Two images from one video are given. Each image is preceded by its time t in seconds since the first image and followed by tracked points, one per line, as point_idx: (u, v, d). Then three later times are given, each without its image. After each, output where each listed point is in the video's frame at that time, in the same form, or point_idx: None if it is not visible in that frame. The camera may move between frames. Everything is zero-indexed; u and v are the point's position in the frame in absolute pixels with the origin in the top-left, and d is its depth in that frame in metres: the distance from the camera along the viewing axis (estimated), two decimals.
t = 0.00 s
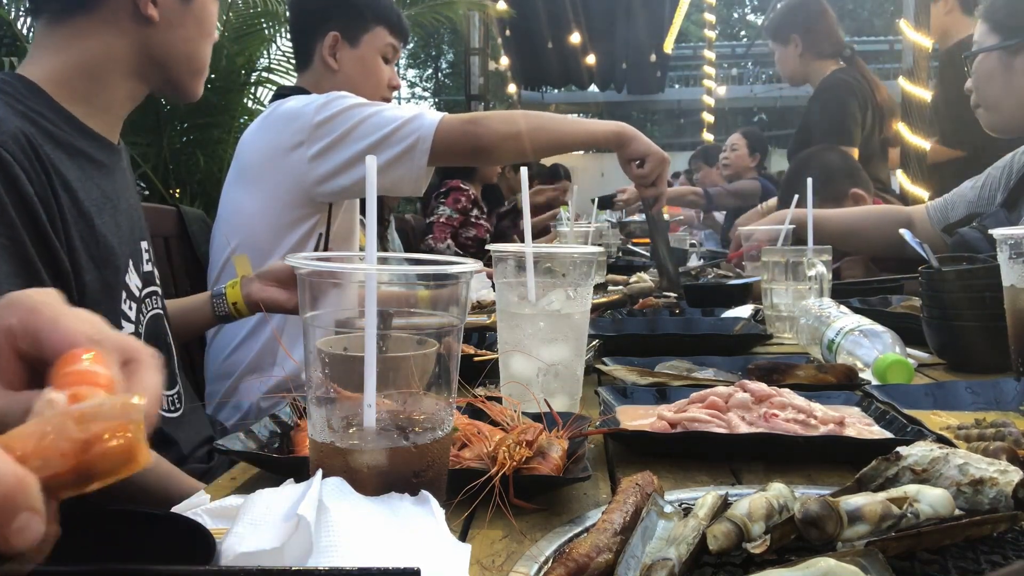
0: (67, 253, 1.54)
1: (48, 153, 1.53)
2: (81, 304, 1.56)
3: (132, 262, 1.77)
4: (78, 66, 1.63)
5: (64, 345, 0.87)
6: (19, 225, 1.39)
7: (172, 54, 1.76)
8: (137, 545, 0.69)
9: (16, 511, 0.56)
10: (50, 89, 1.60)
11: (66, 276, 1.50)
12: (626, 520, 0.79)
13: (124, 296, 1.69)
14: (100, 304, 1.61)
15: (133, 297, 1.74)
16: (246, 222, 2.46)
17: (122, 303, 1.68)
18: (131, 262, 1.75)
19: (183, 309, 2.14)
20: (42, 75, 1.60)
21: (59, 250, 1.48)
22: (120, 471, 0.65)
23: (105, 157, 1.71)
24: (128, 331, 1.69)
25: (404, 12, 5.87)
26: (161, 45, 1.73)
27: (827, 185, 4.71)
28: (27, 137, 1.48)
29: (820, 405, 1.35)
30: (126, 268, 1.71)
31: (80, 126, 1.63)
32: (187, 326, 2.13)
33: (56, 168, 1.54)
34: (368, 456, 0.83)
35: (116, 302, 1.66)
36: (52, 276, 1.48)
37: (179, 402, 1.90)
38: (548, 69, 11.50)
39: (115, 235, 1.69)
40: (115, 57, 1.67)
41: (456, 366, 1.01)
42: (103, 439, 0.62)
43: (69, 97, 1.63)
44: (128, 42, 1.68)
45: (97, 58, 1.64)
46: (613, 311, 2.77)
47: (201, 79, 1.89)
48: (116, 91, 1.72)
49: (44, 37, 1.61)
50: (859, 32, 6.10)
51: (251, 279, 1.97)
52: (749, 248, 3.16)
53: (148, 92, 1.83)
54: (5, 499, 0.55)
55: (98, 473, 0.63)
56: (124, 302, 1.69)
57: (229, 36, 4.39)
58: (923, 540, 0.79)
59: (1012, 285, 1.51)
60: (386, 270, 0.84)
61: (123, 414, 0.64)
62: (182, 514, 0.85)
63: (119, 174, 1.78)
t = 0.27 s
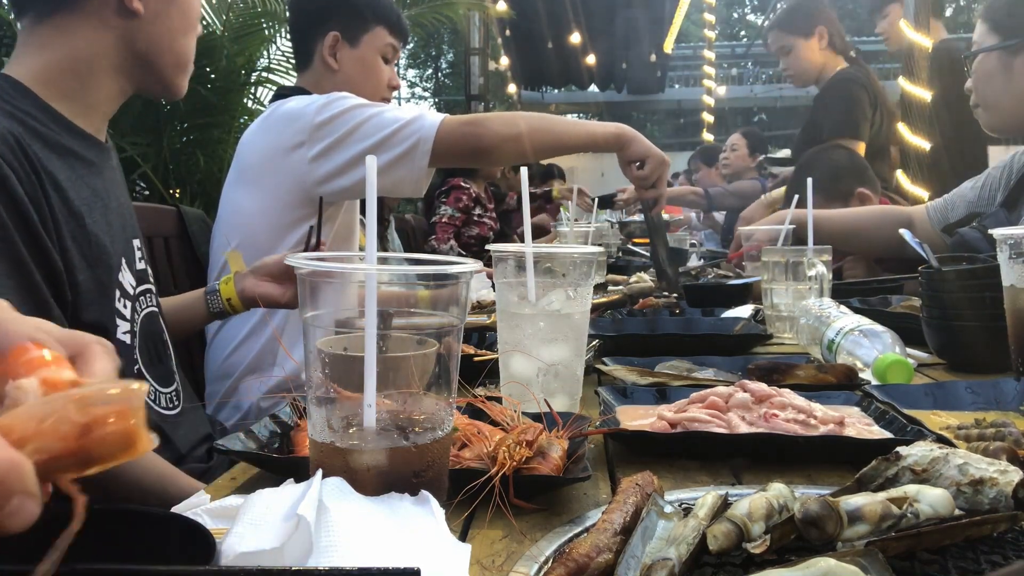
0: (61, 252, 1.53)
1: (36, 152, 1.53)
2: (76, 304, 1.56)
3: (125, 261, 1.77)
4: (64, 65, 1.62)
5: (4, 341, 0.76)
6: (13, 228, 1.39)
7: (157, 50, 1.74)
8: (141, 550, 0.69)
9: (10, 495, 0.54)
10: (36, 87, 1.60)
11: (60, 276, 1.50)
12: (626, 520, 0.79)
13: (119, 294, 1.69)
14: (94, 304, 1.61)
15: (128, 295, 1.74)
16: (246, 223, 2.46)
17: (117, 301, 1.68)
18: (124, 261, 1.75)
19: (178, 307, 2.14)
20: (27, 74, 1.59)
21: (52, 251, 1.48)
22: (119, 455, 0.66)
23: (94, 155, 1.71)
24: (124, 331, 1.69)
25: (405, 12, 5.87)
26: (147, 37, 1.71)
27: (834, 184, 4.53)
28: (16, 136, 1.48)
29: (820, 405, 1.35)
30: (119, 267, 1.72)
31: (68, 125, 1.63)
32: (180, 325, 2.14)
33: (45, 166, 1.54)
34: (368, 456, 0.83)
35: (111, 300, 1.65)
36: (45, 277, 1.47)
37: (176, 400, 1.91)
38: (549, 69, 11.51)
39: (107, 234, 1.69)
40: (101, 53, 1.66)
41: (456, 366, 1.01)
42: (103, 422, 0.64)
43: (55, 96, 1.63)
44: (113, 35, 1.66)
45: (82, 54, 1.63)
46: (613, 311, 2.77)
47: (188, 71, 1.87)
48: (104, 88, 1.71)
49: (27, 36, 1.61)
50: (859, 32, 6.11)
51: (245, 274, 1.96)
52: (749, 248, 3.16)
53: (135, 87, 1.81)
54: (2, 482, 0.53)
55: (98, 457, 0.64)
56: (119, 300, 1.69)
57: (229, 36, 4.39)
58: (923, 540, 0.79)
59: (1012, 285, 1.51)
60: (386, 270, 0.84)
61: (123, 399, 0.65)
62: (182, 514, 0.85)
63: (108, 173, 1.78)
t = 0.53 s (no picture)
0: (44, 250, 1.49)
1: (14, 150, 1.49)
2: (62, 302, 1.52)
3: (111, 258, 1.71)
4: (38, 63, 1.58)
5: None
6: None
7: (131, 43, 1.69)
8: (145, 550, 0.69)
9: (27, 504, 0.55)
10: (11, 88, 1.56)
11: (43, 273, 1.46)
12: (626, 520, 0.79)
13: (107, 292, 1.64)
14: (82, 304, 1.57)
15: (116, 294, 1.69)
16: (246, 222, 2.46)
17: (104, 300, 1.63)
18: (110, 258, 1.70)
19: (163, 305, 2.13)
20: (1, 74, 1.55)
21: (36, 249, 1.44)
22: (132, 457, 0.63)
23: (73, 153, 1.66)
24: (114, 328, 1.66)
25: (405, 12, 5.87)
26: (122, 32, 1.66)
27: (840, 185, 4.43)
28: None
29: (820, 405, 1.35)
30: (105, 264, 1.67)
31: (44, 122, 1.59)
32: (169, 326, 2.12)
33: (23, 165, 1.50)
34: (368, 456, 0.83)
35: (99, 300, 1.61)
36: (31, 276, 1.44)
37: (170, 396, 1.90)
38: (548, 69, 11.52)
39: (91, 230, 1.64)
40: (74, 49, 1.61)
41: (456, 366, 1.01)
42: (115, 427, 0.60)
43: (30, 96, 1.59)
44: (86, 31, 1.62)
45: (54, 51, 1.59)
46: (613, 312, 2.77)
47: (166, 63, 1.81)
48: (79, 84, 1.67)
49: None
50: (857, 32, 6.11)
51: (228, 270, 2.03)
52: (749, 248, 3.16)
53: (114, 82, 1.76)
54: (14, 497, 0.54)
55: (108, 461, 0.62)
56: (106, 299, 1.64)
57: (229, 36, 4.38)
58: (923, 540, 0.79)
59: (1012, 285, 1.51)
60: (386, 270, 0.83)
61: (139, 403, 0.61)
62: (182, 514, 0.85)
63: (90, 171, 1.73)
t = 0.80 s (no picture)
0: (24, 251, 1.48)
1: None
2: (46, 302, 1.52)
3: (95, 257, 1.71)
4: (11, 64, 1.56)
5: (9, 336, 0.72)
6: None
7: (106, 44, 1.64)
8: (146, 547, 0.69)
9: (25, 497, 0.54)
10: None
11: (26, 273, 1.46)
12: (626, 520, 0.79)
13: (91, 291, 1.64)
14: (67, 303, 1.57)
15: (101, 292, 1.69)
16: (246, 222, 2.45)
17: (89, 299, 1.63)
18: (94, 257, 1.69)
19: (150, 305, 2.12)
20: None
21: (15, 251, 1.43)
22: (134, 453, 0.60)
23: (49, 153, 1.65)
24: (101, 327, 1.66)
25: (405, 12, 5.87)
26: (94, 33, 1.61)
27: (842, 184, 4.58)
28: None
29: (820, 405, 1.35)
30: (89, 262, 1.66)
31: (20, 124, 1.58)
32: (159, 325, 2.11)
33: None
34: (368, 457, 0.84)
35: (84, 298, 1.61)
36: (14, 275, 1.44)
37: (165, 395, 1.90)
38: (549, 69, 11.53)
39: (72, 230, 1.63)
40: (48, 49, 1.58)
41: (456, 366, 1.01)
42: (116, 421, 0.58)
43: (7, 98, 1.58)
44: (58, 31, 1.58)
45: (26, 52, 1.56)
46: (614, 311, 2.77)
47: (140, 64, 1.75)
48: (58, 84, 1.64)
49: None
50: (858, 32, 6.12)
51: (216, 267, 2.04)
52: (750, 248, 3.16)
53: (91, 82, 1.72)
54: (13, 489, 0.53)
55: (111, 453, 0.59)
56: (92, 298, 1.64)
57: (229, 36, 4.38)
58: (923, 540, 0.79)
59: (1012, 285, 1.51)
60: (386, 270, 0.83)
61: (139, 396, 0.59)
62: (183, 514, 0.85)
63: (69, 170, 1.72)
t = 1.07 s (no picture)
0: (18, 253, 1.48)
1: None
2: (43, 302, 1.52)
3: (93, 257, 1.71)
4: (6, 64, 1.55)
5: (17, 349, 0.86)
6: None
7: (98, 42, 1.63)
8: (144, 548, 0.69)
9: (32, 453, 0.66)
10: None
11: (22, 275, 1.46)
12: (626, 521, 0.79)
13: (87, 292, 1.64)
14: (63, 303, 1.57)
15: (99, 292, 1.69)
16: (246, 223, 2.45)
17: (86, 299, 1.63)
18: (91, 258, 1.69)
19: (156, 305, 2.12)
20: None
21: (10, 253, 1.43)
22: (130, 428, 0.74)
23: (47, 153, 1.64)
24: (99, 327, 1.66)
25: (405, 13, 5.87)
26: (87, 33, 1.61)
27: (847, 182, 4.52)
28: None
29: (820, 405, 1.35)
30: (86, 263, 1.66)
31: (15, 124, 1.57)
32: (162, 324, 2.11)
33: None
34: (369, 456, 0.84)
35: (80, 299, 1.61)
36: (7, 277, 1.44)
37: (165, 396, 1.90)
38: (549, 69, 11.53)
39: (68, 231, 1.63)
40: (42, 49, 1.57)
41: (456, 366, 1.01)
42: (112, 391, 0.73)
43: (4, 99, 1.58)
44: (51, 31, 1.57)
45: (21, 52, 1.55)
46: (614, 312, 2.77)
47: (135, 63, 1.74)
48: (54, 84, 1.64)
49: None
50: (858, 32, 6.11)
51: (219, 267, 2.03)
52: (750, 248, 3.16)
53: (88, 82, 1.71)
54: (24, 443, 0.66)
55: (108, 423, 0.73)
56: (88, 298, 1.64)
57: (229, 36, 4.38)
58: (923, 540, 0.79)
59: (1012, 285, 1.51)
60: (386, 270, 0.84)
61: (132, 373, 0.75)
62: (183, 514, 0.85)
63: (68, 170, 1.72)
